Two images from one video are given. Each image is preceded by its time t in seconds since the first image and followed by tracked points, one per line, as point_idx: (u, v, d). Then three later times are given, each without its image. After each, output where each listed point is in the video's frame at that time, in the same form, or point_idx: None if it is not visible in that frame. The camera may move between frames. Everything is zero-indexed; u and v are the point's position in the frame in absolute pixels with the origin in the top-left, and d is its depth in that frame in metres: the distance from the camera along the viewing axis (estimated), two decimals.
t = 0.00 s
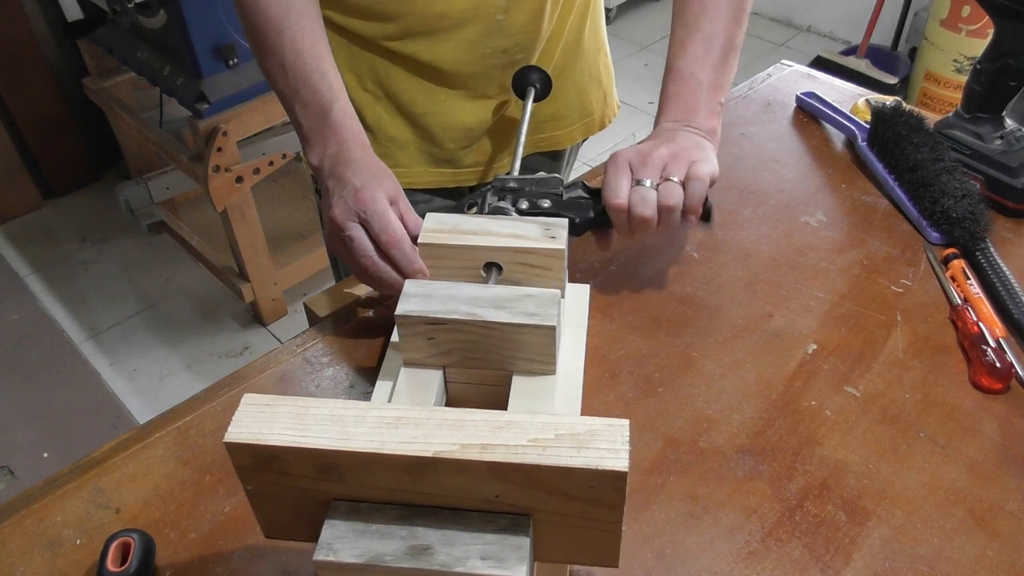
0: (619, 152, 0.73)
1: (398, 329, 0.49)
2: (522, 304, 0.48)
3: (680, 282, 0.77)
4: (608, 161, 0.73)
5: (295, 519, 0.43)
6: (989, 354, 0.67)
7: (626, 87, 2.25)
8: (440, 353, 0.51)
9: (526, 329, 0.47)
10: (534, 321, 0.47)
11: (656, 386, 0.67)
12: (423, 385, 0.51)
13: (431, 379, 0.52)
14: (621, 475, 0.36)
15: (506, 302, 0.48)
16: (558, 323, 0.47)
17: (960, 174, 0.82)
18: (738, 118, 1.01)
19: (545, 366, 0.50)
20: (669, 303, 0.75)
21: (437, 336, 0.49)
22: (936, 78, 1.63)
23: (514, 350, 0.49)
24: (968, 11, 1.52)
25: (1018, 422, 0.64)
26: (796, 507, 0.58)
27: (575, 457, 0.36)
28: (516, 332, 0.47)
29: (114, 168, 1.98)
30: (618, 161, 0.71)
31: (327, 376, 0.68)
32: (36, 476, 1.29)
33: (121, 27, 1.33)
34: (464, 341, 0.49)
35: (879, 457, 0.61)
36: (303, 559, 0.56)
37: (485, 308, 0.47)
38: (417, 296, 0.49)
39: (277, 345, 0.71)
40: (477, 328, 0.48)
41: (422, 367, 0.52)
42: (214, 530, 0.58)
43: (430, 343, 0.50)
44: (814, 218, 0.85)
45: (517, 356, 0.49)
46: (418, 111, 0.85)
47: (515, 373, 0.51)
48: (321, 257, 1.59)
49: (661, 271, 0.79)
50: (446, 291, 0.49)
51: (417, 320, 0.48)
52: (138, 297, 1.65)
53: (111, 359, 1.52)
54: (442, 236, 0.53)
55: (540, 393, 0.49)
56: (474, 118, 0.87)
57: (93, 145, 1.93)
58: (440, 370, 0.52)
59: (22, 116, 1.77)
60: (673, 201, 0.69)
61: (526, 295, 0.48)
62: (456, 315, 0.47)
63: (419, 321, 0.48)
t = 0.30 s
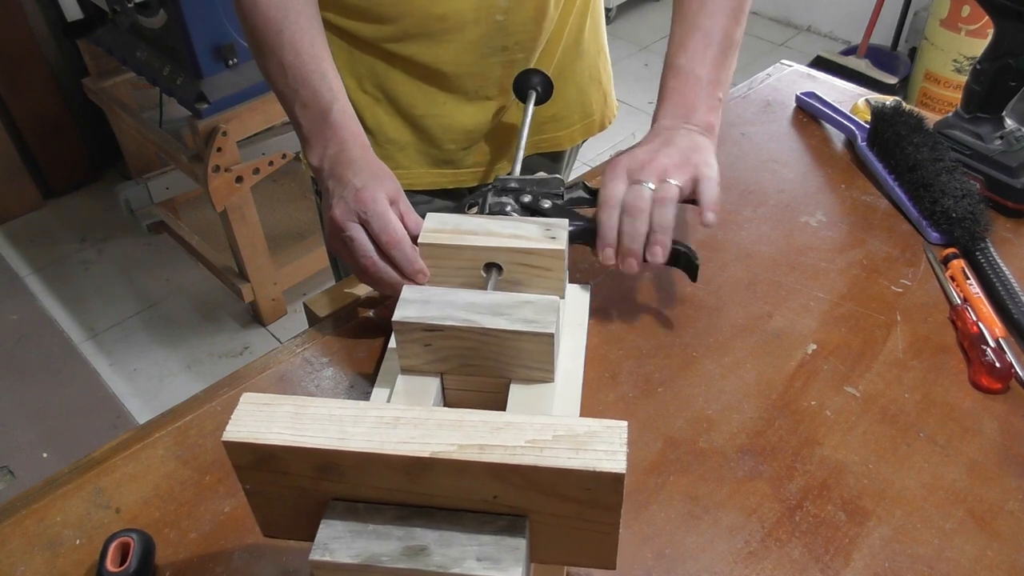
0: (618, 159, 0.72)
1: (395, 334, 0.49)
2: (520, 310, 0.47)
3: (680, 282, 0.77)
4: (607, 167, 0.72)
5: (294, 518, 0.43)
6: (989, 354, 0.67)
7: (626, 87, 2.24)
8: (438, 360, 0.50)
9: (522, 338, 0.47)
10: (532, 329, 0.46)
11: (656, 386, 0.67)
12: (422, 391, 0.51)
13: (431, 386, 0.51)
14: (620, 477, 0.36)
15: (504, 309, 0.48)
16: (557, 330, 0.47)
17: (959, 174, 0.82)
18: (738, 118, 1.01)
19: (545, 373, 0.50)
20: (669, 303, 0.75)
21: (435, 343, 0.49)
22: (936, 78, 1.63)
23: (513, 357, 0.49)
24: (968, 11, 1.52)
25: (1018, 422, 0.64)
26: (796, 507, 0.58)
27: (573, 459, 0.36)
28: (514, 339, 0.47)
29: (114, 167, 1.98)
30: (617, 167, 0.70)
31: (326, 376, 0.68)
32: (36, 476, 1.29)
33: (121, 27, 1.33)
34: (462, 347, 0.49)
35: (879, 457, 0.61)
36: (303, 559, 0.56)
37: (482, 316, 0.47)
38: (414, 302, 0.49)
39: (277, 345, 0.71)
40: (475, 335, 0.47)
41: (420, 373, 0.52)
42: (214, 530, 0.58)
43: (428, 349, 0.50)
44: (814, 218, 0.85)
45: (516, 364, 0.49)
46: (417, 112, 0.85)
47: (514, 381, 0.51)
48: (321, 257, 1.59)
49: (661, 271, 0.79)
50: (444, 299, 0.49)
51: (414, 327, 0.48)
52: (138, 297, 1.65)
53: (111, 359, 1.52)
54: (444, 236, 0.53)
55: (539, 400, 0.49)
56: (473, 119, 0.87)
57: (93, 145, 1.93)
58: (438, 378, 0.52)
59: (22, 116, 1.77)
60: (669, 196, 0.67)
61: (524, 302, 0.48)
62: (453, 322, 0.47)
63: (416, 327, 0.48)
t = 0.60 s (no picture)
0: (617, 157, 0.73)
1: (393, 340, 0.49)
2: (519, 317, 0.47)
3: (680, 282, 0.77)
4: (606, 164, 0.73)
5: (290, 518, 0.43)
6: (989, 354, 0.67)
7: (626, 87, 2.24)
8: (436, 366, 0.50)
9: (521, 343, 0.47)
10: (532, 336, 0.46)
11: (656, 386, 0.67)
12: (421, 401, 0.51)
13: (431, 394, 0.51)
14: (619, 479, 0.36)
15: (504, 315, 0.48)
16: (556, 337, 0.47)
17: (959, 174, 0.82)
18: (738, 118, 1.01)
19: (545, 380, 0.49)
20: (669, 303, 0.75)
21: (433, 349, 0.49)
22: (936, 78, 1.63)
23: (512, 364, 0.49)
24: (968, 11, 1.52)
25: (1018, 422, 0.64)
26: (796, 507, 0.58)
27: (572, 461, 0.36)
28: (514, 345, 0.47)
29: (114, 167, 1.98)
30: (616, 166, 0.71)
31: (325, 376, 0.68)
32: (36, 476, 1.29)
33: (121, 27, 1.33)
34: (461, 354, 0.49)
35: (879, 458, 0.61)
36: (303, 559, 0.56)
37: (482, 322, 0.47)
38: (414, 307, 0.49)
39: (276, 346, 0.71)
40: (474, 342, 0.47)
41: (418, 379, 0.52)
42: (214, 530, 0.58)
43: (426, 355, 0.49)
44: (814, 218, 0.85)
45: (516, 371, 0.49)
46: (417, 114, 0.85)
47: (512, 389, 0.51)
48: (321, 257, 1.59)
49: (661, 271, 0.79)
50: (443, 304, 0.49)
51: (412, 333, 0.48)
52: (138, 298, 1.65)
53: (111, 358, 1.52)
54: (444, 236, 0.53)
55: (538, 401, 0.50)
56: (473, 120, 0.87)
57: (93, 144, 1.93)
58: (436, 385, 0.52)
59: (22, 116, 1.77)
60: (669, 197, 0.68)
61: (523, 309, 0.48)
62: (453, 328, 0.47)
63: (415, 333, 0.48)
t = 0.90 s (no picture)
0: (645, 160, 0.72)
1: (398, 329, 0.50)
2: (521, 315, 0.47)
3: (679, 282, 0.77)
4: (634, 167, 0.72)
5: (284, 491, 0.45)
6: (989, 354, 0.67)
7: (626, 87, 2.24)
8: (440, 358, 0.50)
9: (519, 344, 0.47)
10: (532, 335, 0.46)
11: (656, 386, 0.67)
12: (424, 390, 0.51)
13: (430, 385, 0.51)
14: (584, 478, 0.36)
15: (507, 313, 0.48)
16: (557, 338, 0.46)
17: (959, 174, 0.82)
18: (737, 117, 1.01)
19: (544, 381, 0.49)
20: (668, 302, 0.75)
21: (437, 340, 0.49)
22: (936, 77, 1.63)
23: (512, 364, 0.48)
24: (968, 11, 1.52)
25: (1018, 422, 0.64)
26: (796, 507, 0.58)
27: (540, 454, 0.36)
28: (514, 345, 0.47)
29: (114, 168, 1.98)
30: (642, 168, 0.70)
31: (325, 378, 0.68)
32: (37, 476, 1.29)
33: (121, 27, 1.33)
34: (463, 348, 0.49)
35: (880, 457, 0.61)
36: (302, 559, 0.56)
37: (485, 318, 0.47)
38: (420, 298, 0.49)
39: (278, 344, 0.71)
40: (476, 337, 0.47)
41: (422, 370, 0.52)
42: (215, 530, 0.58)
43: (430, 346, 0.50)
44: (815, 218, 0.85)
45: (516, 370, 0.49)
46: (418, 112, 0.85)
47: (511, 388, 0.50)
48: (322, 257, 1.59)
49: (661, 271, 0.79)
50: (449, 296, 0.49)
51: (418, 323, 0.48)
52: (138, 297, 1.65)
53: (112, 358, 1.52)
54: (465, 225, 0.54)
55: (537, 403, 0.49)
56: (475, 120, 0.86)
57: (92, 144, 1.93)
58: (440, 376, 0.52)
59: (22, 117, 1.77)
60: (691, 204, 0.66)
61: (527, 308, 0.48)
62: (457, 322, 0.47)
63: (419, 323, 0.48)
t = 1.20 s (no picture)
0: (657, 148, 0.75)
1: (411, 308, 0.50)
2: (533, 295, 0.47)
3: (680, 282, 0.77)
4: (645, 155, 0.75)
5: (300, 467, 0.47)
6: (989, 354, 0.67)
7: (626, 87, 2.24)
8: (452, 336, 0.51)
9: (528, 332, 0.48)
10: (542, 314, 0.46)
11: (656, 386, 0.67)
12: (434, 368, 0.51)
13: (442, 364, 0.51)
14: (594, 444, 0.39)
15: (518, 293, 0.48)
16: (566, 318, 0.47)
17: (960, 174, 0.82)
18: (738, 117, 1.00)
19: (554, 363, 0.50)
20: (668, 302, 0.75)
21: (450, 319, 0.49)
22: (936, 77, 1.63)
23: (523, 343, 0.49)
24: (968, 11, 1.52)
25: (1018, 422, 0.64)
26: (796, 507, 0.58)
27: (553, 422, 0.40)
28: (524, 324, 0.47)
29: (113, 168, 1.98)
30: (654, 155, 0.73)
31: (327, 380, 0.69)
32: (36, 476, 1.29)
33: (122, 27, 1.33)
34: (476, 328, 0.49)
35: (880, 458, 0.61)
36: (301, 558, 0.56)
37: (496, 297, 0.48)
38: (434, 279, 0.49)
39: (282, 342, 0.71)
40: (490, 316, 0.48)
41: (432, 349, 0.52)
42: (215, 530, 0.58)
43: (443, 325, 0.50)
44: (814, 218, 0.85)
45: (526, 350, 0.49)
46: (432, 108, 0.87)
47: (523, 365, 0.51)
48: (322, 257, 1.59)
49: (661, 271, 0.79)
50: (462, 277, 0.49)
51: (429, 302, 0.49)
52: (138, 297, 1.65)
53: (111, 358, 1.52)
54: (479, 208, 0.57)
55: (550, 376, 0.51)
56: (486, 118, 0.88)
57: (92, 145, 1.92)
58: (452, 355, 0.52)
59: (21, 117, 1.77)
60: (700, 189, 0.68)
61: (537, 289, 0.48)
62: (469, 301, 0.48)
63: (432, 302, 0.48)
